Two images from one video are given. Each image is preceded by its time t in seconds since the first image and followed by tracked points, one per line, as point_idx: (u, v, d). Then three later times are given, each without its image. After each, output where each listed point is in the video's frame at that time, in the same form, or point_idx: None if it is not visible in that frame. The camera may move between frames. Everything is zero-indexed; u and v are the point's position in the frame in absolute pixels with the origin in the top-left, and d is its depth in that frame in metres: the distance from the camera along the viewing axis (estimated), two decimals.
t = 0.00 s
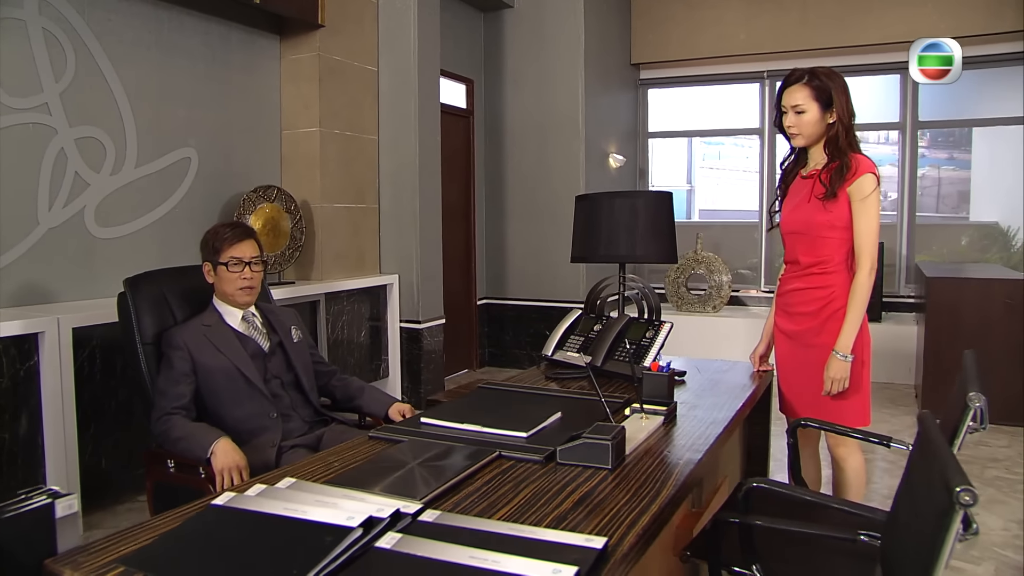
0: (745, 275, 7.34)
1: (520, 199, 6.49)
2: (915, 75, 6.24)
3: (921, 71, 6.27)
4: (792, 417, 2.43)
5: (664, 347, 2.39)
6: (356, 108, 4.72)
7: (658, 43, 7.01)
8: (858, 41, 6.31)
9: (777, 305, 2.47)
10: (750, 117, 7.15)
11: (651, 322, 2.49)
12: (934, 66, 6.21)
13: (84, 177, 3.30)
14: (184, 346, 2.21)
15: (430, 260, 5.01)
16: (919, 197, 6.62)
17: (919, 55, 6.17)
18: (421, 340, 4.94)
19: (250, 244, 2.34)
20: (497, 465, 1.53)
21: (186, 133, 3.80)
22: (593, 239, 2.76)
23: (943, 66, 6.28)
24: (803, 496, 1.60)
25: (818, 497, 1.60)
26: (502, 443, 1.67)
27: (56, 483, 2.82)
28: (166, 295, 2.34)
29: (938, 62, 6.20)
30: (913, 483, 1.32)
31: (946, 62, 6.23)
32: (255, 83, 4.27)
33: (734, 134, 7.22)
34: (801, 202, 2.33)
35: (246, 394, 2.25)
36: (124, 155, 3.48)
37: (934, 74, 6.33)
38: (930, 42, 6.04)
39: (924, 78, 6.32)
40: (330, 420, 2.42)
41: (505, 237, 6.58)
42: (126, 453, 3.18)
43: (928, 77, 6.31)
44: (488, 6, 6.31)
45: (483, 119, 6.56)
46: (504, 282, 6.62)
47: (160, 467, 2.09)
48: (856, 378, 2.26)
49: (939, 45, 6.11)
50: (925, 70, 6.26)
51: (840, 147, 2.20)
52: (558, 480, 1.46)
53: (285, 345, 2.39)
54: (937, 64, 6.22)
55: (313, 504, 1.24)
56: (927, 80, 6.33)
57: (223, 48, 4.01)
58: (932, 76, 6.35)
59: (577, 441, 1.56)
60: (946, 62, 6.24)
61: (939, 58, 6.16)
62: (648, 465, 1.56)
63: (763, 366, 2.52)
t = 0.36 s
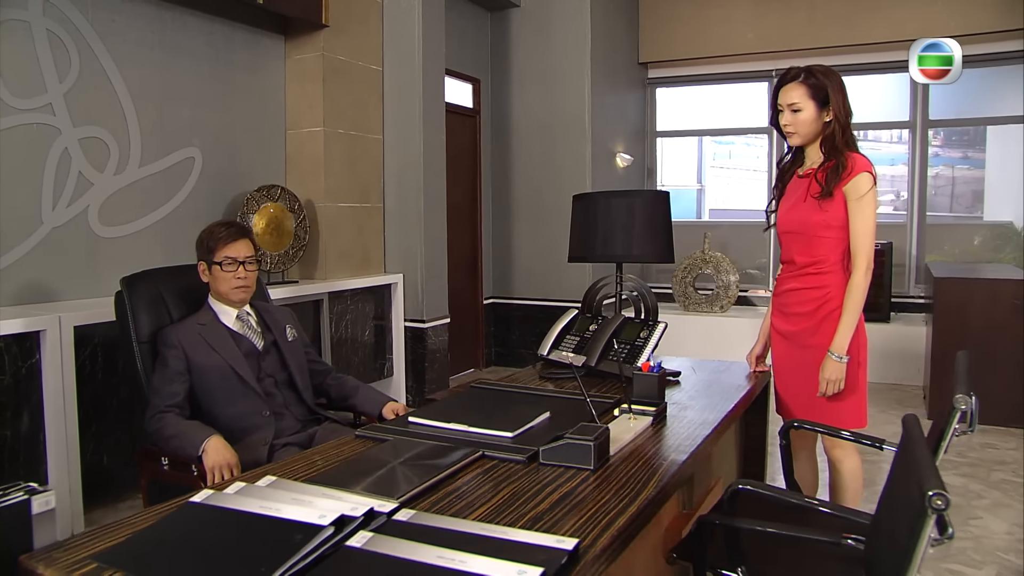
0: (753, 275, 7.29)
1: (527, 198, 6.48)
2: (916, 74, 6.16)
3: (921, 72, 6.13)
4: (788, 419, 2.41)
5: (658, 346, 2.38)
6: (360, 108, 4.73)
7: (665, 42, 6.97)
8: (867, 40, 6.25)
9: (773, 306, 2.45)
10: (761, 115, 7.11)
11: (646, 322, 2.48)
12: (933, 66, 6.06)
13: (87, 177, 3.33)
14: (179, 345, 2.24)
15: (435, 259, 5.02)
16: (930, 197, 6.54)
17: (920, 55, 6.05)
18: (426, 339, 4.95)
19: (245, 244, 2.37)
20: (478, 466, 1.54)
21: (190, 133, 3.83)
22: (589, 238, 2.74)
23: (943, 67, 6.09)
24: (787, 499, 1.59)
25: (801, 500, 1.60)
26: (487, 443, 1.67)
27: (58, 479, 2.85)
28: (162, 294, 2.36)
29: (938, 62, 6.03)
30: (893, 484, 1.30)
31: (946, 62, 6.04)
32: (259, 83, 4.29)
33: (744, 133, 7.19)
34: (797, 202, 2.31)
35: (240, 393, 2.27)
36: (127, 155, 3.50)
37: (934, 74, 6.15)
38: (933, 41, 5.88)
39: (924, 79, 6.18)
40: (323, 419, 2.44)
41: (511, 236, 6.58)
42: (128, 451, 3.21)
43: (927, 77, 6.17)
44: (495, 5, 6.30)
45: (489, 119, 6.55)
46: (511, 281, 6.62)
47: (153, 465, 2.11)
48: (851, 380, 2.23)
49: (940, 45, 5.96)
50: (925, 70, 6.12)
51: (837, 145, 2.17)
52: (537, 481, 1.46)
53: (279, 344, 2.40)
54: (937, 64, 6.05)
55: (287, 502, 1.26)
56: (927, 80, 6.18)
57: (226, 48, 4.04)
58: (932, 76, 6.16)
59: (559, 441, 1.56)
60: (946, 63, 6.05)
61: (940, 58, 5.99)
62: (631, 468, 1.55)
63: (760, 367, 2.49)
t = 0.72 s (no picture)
0: (763, 276, 7.25)
1: (534, 198, 6.48)
2: (917, 75, 6.12)
3: (921, 72, 6.08)
4: (785, 421, 2.40)
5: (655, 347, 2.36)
6: (366, 108, 4.75)
7: (674, 42, 6.96)
8: (876, 39, 6.21)
9: (771, 307, 2.43)
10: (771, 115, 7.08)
11: (642, 322, 2.46)
12: (934, 66, 5.98)
13: (92, 177, 3.36)
14: (176, 344, 2.26)
15: (440, 259, 5.03)
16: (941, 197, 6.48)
17: (919, 55, 6.02)
18: (431, 339, 4.96)
19: (243, 244, 2.38)
20: (463, 467, 1.55)
21: (195, 133, 3.85)
22: (588, 238, 2.73)
23: (944, 67, 5.98)
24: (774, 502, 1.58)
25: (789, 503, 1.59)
26: (474, 444, 1.67)
27: (61, 476, 2.88)
28: (161, 294, 2.39)
29: (939, 62, 5.95)
30: (878, 487, 1.29)
31: (947, 62, 5.95)
32: (265, 83, 4.32)
33: (755, 133, 7.16)
34: (794, 202, 2.30)
35: (235, 392, 2.29)
36: (132, 155, 3.53)
37: (936, 74, 6.06)
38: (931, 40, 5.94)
39: (925, 79, 6.12)
40: (318, 419, 2.46)
41: (518, 237, 6.57)
42: (131, 449, 3.24)
43: (929, 77, 6.08)
44: (502, 6, 6.30)
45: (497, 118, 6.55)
46: (518, 282, 6.61)
47: (151, 463, 2.15)
48: (847, 382, 2.22)
49: (939, 45, 5.91)
50: (926, 70, 6.06)
51: (834, 145, 2.16)
52: (519, 482, 1.46)
53: (276, 344, 2.42)
54: (937, 64, 5.97)
55: (265, 501, 1.28)
56: (928, 80, 6.11)
57: (232, 49, 4.06)
58: (934, 76, 6.10)
59: (544, 442, 1.56)
60: (947, 63, 5.95)
61: (940, 58, 5.93)
62: (615, 471, 1.54)
63: (757, 368, 2.48)
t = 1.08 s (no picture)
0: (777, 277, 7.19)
1: (545, 199, 6.47)
2: (916, 75, 6.09)
3: (921, 72, 6.05)
4: (787, 423, 2.38)
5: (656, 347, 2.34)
6: (376, 109, 4.76)
7: (686, 41, 6.93)
8: (891, 38, 6.14)
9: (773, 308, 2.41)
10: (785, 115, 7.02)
11: (643, 324, 2.45)
12: (934, 66, 5.92)
13: (103, 178, 3.40)
14: (179, 343, 2.30)
15: (450, 260, 5.03)
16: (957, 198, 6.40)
17: (919, 55, 6.00)
18: (440, 340, 4.97)
19: (245, 245, 2.41)
20: (453, 467, 1.56)
21: (205, 133, 3.89)
22: (590, 238, 2.72)
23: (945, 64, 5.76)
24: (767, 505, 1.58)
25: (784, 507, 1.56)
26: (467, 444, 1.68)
27: (69, 473, 2.92)
28: (165, 293, 2.42)
29: (938, 62, 5.89)
30: (869, 484, 1.27)
31: (949, 60, 5.82)
32: (275, 84, 4.35)
33: (770, 134, 7.10)
34: (795, 203, 2.28)
35: (237, 391, 2.33)
36: (143, 156, 3.57)
37: (935, 72, 5.92)
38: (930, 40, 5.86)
39: (925, 77, 5.98)
40: (319, 417, 2.50)
41: (530, 237, 6.56)
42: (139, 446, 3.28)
43: (928, 74, 5.95)
44: (514, 6, 6.30)
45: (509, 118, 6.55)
46: (530, 282, 6.61)
47: (152, 460, 2.19)
48: (849, 384, 2.20)
49: (939, 45, 5.85)
50: (926, 70, 6.02)
51: (835, 145, 2.14)
52: (507, 483, 1.47)
53: (278, 344, 2.46)
54: (937, 64, 5.91)
55: (251, 499, 1.32)
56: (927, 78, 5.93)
57: (243, 51, 4.10)
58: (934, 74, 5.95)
59: (535, 443, 1.56)
60: (948, 61, 5.83)
61: (940, 57, 5.85)
62: (605, 472, 1.54)
63: (760, 370, 2.46)
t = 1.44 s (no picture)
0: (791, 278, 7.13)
1: (556, 199, 6.45)
2: (917, 75, 6.08)
3: (921, 72, 6.06)
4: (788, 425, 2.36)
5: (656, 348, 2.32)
6: (386, 110, 4.78)
7: (700, 40, 6.89)
8: (907, 37, 6.08)
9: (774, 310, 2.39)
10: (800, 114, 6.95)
11: (644, 324, 2.43)
12: (934, 66, 5.95)
13: (113, 178, 3.44)
14: (180, 342, 2.33)
15: (460, 260, 5.03)
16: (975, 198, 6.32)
17: (918, 56, 5.96)
18: (450, 340, 4.97)
19: (247, 246, 2.44)
20: (441, 469, 1.57)
21: (215, 134, 3.92)
22: (592, 238, 2.71)
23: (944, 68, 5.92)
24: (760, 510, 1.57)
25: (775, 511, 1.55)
26: (459, 445, 1.69)
27: (77, 469, 2.96)
28: (168, 292, 2.45)
29: (939, 62, 5.92)
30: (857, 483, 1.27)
31: (947, 63, 5.88)
32: (285, 85, 4.38)
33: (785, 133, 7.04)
34: (796, 203, 2.25)
35: (237, 390, 2.36)
36: (153, 156, 3.61)
37: (935, 75, 6.00)
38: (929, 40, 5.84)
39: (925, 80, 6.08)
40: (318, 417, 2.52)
41: (541, 237, 6.55)
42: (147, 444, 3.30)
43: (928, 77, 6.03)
44: (525, 5, 6.30)
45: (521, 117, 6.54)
46: (541, 283, 6.60)
47: (153, 458, 2.21)
48: (849, 387, 2.18)
49: (939, 45, 5.86)
50: (926, 70, 6.03)
51: (835, 145, 2.12)
52: (494, 485, 1.47)
53: (278, 344, 2.49)
54: (937, 64, 5.94)
55: (234, 498, 1.36)
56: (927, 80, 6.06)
57: (252, 52, 4.13)
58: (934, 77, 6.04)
59: (524, 444, 1.56)
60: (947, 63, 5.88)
61: (940, 58, 5.88)
62: (594, 474, 1.53)
63: (763, 373, 2.44)
